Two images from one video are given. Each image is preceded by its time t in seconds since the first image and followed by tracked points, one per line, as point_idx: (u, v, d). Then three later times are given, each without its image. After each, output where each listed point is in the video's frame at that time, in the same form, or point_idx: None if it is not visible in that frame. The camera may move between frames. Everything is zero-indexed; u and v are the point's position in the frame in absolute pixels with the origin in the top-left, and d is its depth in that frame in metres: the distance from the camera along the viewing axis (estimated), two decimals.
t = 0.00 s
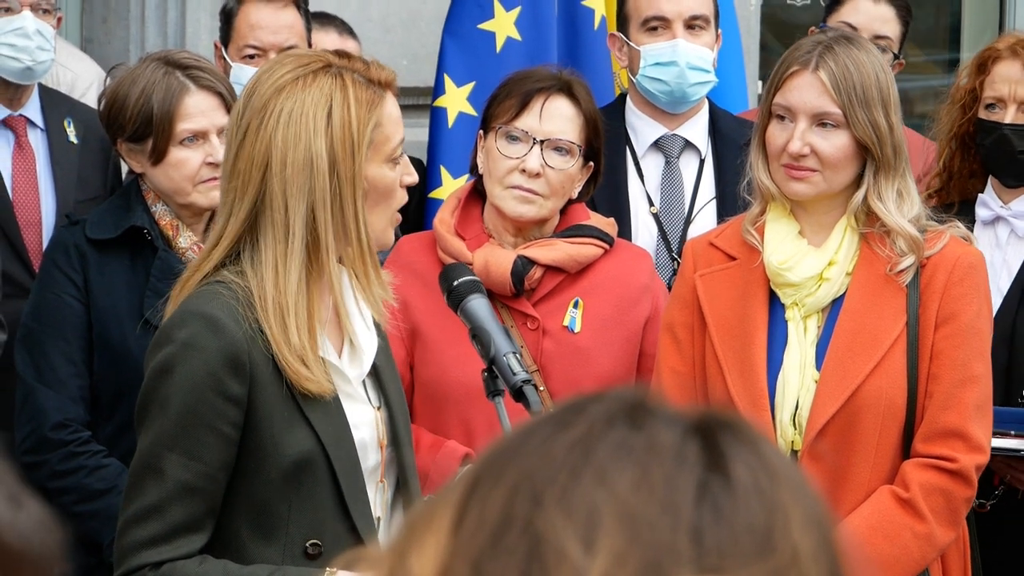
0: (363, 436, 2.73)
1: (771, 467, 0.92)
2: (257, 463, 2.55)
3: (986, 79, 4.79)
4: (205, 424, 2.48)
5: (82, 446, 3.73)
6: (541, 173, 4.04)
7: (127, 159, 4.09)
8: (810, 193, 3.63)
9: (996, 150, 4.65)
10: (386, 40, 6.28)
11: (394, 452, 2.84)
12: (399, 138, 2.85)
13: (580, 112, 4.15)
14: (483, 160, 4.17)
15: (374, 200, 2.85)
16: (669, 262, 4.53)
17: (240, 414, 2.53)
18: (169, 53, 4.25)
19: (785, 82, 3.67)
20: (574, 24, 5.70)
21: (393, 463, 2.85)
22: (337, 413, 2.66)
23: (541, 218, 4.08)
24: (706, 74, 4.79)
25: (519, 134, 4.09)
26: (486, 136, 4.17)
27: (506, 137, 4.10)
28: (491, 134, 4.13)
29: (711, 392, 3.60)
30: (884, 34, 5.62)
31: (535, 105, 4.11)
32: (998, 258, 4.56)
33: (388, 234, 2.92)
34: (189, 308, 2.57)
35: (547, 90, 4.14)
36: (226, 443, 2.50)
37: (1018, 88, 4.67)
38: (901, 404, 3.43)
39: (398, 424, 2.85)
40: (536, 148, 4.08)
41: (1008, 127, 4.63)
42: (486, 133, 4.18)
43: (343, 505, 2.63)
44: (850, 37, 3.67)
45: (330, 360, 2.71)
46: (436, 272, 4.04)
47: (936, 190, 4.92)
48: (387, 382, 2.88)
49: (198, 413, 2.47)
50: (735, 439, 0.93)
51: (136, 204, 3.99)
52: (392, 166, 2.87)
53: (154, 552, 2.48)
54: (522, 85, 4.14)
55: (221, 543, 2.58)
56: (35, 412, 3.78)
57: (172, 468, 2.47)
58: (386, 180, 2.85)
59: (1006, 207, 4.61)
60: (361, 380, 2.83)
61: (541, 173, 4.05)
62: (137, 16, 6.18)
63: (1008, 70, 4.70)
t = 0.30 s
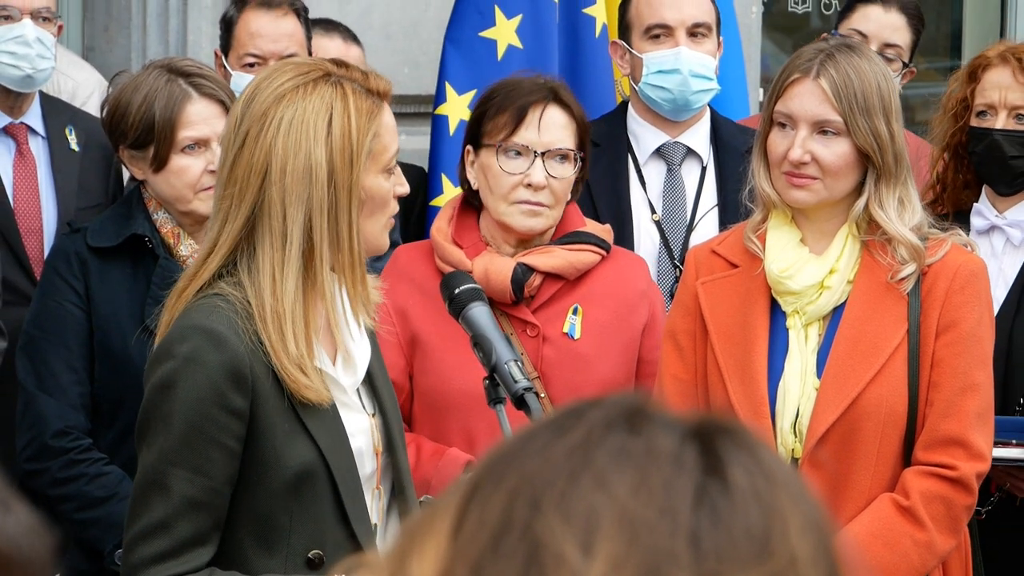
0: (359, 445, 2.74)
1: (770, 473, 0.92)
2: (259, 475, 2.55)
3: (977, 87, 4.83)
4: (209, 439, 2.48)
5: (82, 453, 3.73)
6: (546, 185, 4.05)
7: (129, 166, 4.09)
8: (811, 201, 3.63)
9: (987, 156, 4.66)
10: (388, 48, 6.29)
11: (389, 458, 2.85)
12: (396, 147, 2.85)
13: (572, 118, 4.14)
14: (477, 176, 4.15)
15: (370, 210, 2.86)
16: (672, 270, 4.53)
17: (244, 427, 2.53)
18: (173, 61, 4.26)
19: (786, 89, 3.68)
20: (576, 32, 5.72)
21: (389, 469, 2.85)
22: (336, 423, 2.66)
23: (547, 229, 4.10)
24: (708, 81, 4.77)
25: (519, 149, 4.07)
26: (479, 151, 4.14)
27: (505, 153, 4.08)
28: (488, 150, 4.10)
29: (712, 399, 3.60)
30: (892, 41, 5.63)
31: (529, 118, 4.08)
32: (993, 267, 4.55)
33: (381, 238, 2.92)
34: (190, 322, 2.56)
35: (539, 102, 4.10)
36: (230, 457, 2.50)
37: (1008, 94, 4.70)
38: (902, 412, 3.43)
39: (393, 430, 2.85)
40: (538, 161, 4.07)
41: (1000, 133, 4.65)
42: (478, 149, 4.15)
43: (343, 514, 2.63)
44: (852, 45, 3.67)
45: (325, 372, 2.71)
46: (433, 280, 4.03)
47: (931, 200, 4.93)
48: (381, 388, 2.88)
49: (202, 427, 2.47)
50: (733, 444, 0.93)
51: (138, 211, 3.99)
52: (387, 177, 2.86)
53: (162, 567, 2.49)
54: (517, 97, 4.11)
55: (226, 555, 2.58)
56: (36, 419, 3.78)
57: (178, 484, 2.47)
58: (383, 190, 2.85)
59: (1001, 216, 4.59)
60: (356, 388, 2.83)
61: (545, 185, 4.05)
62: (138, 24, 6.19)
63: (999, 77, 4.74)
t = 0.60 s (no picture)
0: (362, 449, 2.75)
1: (776, 473, 0.92)
2: (263, 481, 2.56)
3: (976, 87, 4.83)
4: (212, 446, 2.49)
5: (89, 456, 3.74)
6: (548, 187, 4.05)
7: (135, 169, 4.10)
8: (817, 207, 3.63)
9: (988, 155, 4.65)
10: (394, 52, 6.30)
11: (392, 463, 2.85)
12: (410, 167, 2.82)
13: (553, 114, 4.15)
14: (470, 193, 4.13)
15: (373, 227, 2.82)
16: (678, 273, 4.54)
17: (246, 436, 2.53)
18: (179, 64, 4.26)
19: (790, 96, 3.67)
20: (582, 35, 5.72)
21: (391, 474, 2.85)
22: (339, 432, 2.66)
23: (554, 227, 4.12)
24: (720, 84, 4.79)
25: (515, 158, 4.05)
26: (468, 169, 4.11)
27: (502, 165, 4.06)
28: (479, 165, 4.08)
29: (718, 401, 3.61)
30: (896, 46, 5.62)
31: (515, 125, 4.06)
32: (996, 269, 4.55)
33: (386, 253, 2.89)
34: (194, 328, 2.57)
35: (519, 106, 4.09)
36: (232, 464, 2.51)
37: (1007, 93, 4.70)
38: (908, 415, 3.43)
39: (395, 435, 2.85)
40: (536, 165, 4.05)
41: (998, 131, 4.65)
42: (467, 167, 4.12)
43: (345, 521, 2.64)
44: (856, 50, 3.66)
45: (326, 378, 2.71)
46: (434, 286, 4.03)
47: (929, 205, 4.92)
48: (383, 393, 2.88)
49: (204, 435, 2.48)
50: (739, 444, 0.93)
51: (144, 215, 4.01)
52: (397, 195, 2.83)
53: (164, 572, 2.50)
54: (501, 107, 4.07)
55: (229, 560, 2.58)
56: (43, 422, 3.79)
57: (179, 491, 2.48)
58: (388, 209, 2.81)
59: (1003, 220, 4.60)
60: (358, 393, 2.83)
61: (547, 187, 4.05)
62: (145, 28, 6.20)
63: (998, 76, 4.74)
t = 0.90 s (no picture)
0: (366, 453, 2.74)
1: (781, 474, 0.92)
2: (266, 485, 2.56)
3: (980, 90, 4.83)
4: (215, 449, 2.49)
5: (93, 459, 3.74)
6: (544, 190, 4.05)
7: (139, 173, 4.11)
8: (823, 211, 3.63)
9: (990, 157, 4.68)
10: (398, 56, 6.30)
11: (397, 468, 2.85)
12: (412, 167, 2.81)
13: (550, 118, 4.15)
14: (467, 195, 4.13)
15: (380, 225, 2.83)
16: (682, 276, 4.53)
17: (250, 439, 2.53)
18: (182, 66, 4.27)
19: (797, 99, 3.67)
20: (586, 39, 5.73)
21: (396, 479, 2.85)
22: (344, 437, 2.66)
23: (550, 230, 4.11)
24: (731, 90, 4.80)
25: (511, 161, 4.06)
26: (465, 171, 4.12)
27: (498, 168, 4.06)
28: (475, 167, 4.09)
29: (723, 404, 3.61)
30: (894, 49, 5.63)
31: (512, 128, 4.06)
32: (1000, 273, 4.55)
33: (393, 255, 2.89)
34: (199, 331, 2.57)
35: (516, 110, 4.09)
36: (235, 467, 2.51)
37: (1010, 95, 4.70)
38: (913, 418, 3.42)
39: (400, 439, 2.85)
40: (532, 169, 4.06)
41: (1000, 133, 4.67)
42: (464, 169, 4.12)
43: (349, 526, 2.63)
44: (862, 54, 3.66)
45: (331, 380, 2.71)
46: (433, 288, 4.03)
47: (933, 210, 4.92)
48: (388, 397, 2.88)
49: (207, 438, 2.49)
50: (745, 445, 0.93)
51: (149, 218, 4.00)
52: (402, 195, 2.83)
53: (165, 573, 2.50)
54: (497, 110, 4.07)
55: (232, 563, 2.58)
56: (48, 425, 3.79)
57: (181, 492, 2.49)
58: (393, 208, 2.81)
59: (1007, 224, 4.60)
60: (363, 397, 2.83)
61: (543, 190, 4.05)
62: (149, 32, 6.21)
63: (1000, 79, 4.74)
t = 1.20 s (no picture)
0: (366, 456, 2.74)
1: (783, 475, 0.92)
2: (267, 488, 2.56)
3: (978, 91, 4.83)
4: (215, 454, 2.49)
5: (94, 459, 3.73)
6: (539, 192, 4.03)
7: (140, 173, 4.11)
8: (825, 210, 3.63)
9: (989, 158, 4.66)
10: (400, 57, 6.30)
11: (397, 471, 2.85)
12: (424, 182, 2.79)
13: (551, 120, 4.13)
14: (466, 193, 4.13)
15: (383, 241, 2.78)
16: (684, 277, 4.53)
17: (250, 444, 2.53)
18: (184, 66, 4.26)
19: (800, 98, 3.66)
20: (587, 40, 5.73)
21: (395, 481, 2.85)
22: (344, 443, 2.65)
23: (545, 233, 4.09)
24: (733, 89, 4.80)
25: (506, 162, 4.06)
26: (463, 168, 4.13)
27: (492, 167, 4.06)
28: (473, 166, 4.09)
29: (724, 404, 3.61)
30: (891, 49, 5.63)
31: (510, 128, 4.06)
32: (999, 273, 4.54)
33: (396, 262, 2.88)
34: (200, 335, 2.57)
35: (516, 111, 4.08)
36: (235, 472, 2.51)
37: (1008, 96, 4.69)
38: (914, 419, 3.42)
39: (399, 441, 2.85)
40: (528, 169, 4.05)
41: (999, 134, 4.66)
42: (463, 166, 4.13)
43: (349, 530, 2.63)
44: (867, 54, 3.66)
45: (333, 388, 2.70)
46: (431, 288, 4.03)
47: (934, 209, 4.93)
48: (388, 400, 2.88)
49: (207, 442, 2.48)
50: (745, 445, 0.93)
51: (149, 218, 3.99)
52: (409, 209, 2.80)
53: None
54: (496, 109, 4.08)
55: (231, 565, 2.58)
56: (49, 425, 3.78)
57: (180, 496, 2.48)
58: (397, 221, 2.77)
59: (1007, 223, 4.60)
60: (363, 400, 2.83)
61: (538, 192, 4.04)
62: (151, 32, 6.21)
63: (999, 80, 4.74)
